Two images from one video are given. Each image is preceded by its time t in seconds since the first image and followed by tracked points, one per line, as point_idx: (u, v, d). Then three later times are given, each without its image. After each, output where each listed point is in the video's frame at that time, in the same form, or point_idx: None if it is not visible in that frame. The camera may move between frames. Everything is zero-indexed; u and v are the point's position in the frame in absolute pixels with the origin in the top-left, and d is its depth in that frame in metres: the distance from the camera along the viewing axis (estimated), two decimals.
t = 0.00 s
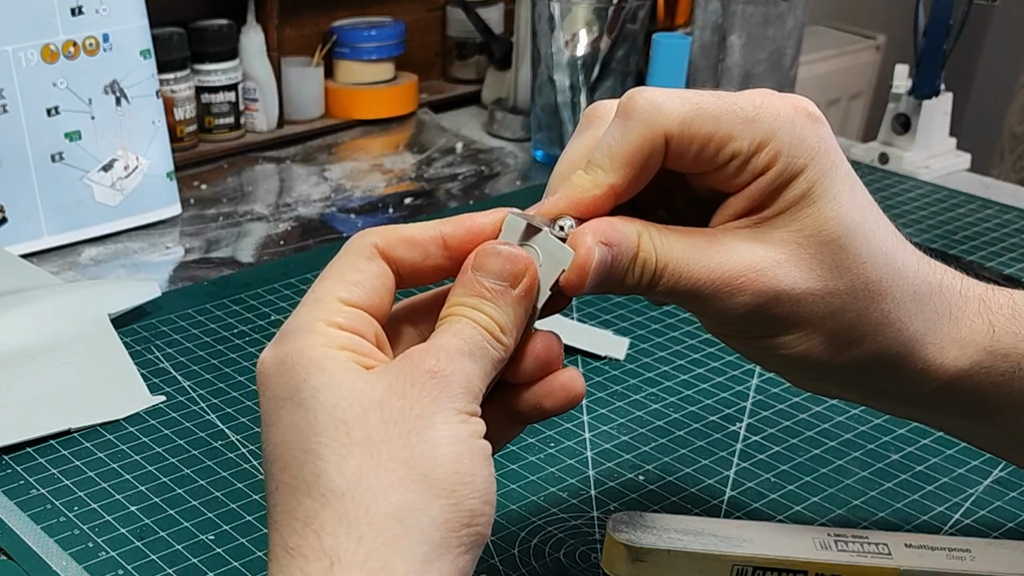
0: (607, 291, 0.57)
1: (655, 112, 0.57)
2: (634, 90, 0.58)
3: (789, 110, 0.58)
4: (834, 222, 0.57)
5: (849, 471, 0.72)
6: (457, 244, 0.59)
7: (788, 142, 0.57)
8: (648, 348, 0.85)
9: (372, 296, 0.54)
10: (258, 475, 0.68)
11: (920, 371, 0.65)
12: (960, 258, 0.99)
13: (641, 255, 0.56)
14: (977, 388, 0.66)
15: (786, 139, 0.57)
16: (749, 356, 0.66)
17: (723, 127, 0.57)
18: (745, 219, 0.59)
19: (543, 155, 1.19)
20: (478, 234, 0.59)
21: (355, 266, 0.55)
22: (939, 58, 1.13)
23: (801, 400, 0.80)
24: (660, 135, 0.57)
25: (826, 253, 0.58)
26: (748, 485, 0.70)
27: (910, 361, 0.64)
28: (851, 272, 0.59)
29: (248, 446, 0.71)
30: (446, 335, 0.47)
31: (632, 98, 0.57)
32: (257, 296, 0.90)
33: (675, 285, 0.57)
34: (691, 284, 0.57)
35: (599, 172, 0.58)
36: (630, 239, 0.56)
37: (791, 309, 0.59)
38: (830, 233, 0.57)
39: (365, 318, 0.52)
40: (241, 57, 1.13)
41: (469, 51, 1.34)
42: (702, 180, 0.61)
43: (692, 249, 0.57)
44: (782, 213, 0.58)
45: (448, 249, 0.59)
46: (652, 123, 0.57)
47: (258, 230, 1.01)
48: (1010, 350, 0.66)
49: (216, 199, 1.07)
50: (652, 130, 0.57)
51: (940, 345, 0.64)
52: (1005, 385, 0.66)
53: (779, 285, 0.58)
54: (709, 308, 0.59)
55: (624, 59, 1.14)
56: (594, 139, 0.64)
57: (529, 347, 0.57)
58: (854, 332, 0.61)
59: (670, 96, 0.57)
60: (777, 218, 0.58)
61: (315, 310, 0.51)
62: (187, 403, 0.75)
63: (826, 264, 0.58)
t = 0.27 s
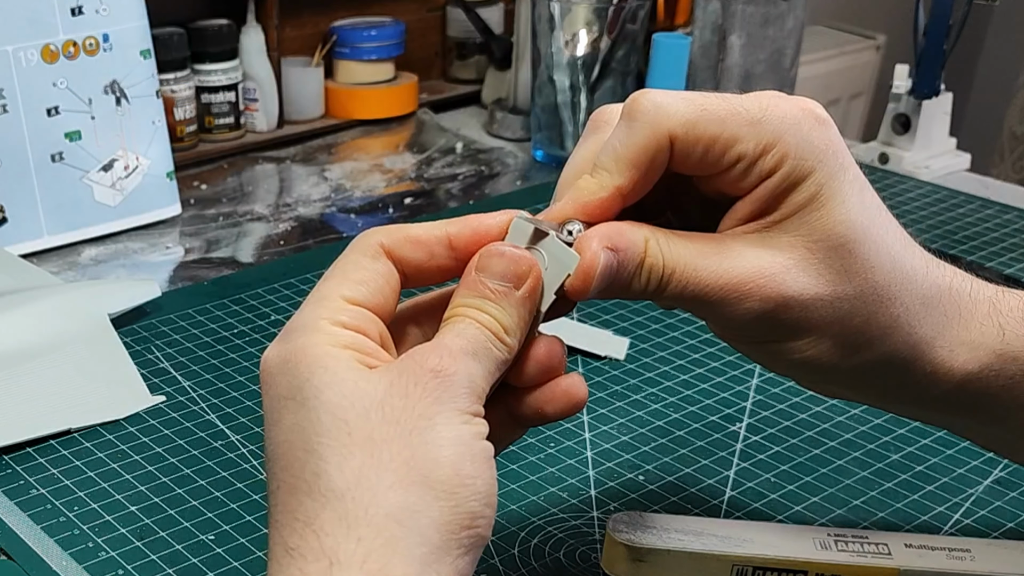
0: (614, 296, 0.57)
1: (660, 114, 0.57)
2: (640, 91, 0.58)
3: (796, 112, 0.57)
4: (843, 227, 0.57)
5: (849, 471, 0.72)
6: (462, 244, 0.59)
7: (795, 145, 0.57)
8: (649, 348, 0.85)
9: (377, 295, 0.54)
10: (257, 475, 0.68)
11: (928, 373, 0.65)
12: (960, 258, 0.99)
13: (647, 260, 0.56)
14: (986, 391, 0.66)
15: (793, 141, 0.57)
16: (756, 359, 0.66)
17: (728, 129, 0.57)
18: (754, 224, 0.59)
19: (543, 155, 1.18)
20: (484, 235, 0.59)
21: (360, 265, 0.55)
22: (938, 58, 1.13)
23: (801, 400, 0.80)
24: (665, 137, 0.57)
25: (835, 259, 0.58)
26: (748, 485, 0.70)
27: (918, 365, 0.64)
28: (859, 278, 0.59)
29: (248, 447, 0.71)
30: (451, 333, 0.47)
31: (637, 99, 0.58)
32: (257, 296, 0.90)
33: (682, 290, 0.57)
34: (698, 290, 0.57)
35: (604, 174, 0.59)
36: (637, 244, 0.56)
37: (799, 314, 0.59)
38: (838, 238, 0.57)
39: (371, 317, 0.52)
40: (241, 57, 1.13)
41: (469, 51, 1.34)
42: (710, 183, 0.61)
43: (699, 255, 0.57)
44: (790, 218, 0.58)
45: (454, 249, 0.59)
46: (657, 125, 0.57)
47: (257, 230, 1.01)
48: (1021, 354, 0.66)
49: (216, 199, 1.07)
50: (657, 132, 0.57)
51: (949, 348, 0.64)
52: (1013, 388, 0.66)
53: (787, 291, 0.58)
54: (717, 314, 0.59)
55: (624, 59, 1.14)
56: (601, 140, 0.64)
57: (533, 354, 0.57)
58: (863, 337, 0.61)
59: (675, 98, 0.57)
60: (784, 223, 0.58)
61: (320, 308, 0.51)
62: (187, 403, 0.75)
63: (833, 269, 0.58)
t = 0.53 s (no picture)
0: (615, 294, 0.57)
1: (660, 107, 0.57)
2: (640, 86, 0.59)
3: (801, 110, 0.57)
4: (847, 229, 0.57)
5: (849, 471, 0.72)
6: (467, 237, 0.59)
7: (798, 144, 0.56)
8: (648, 347, 0.85)
9: (381, 281, 0.54)
10: (257, 474, 0.68)
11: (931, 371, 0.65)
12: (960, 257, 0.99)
13: (649, 260, 0.56)
14: (991, 392, 0.67)
15: (796, 140, 0.56)
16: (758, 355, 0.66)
17: (729, 126, 0.57)
18: (757, 223, 0.59)
19: (543, 155, 1.18)
20: (489, 229, 0.60)
21: (364, 250, 0.55)
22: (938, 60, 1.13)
23: (801, 400, 0.80)
24: (665, 131, 0.57)
25: (837, 261, 0.58)
26: (748, 485, 0.70)
27: (920, 363, 0.64)
28: (861, 280, 0.59)
29: (248, 447, 0.71)
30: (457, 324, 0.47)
31: (639, 93, 0.58)
32: (257, 296, 0.90)
33: (683, 289, 0.57)
34: (699, 289, 0.57)
35: (600, 166, 0.58)
36: (639, 244, 0.56)
37: (799, 315, 0.59)
38: (841, 241, 0.57)
39: (374, 303, 0.52)
40: (241, 58, 1.13)
41: (470, 51, 1.34)
42: (713, 179, 0.61)
43: (701, 256, 0.57)
44: (792, 219, 0.57)
45: (458, 241, 0.59)
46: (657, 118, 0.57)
47: (257, 230, 1.01)
48: None
49: (216, 199, 1.07)
50: (656, 125, 0.57)
51: (953, 348, 0.64)
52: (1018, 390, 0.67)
53: (786, 292, 0.58)
54: (718, 312, 0.60)
55: (624, 60, 1.14)
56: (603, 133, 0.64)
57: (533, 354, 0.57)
58: (864, 336, 0.61)
59: (676, 93, 0.58)
60: (787, 223, 0.58)
61: (325, 292, 0.51)
62: (187, 403, 0.75)
63: (835, 271, 0.58)
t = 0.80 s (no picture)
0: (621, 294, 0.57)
1: (673, 110, 0.56)
2: (654, 86, 0.57)
3: (816, 114, 0.56)
4: (856, 234, 0.57)
5: (849, 471, 0.72)
6: (470, 240, 0.59)
7: (811, 149, 0.56)
8: (648, 347, 0.85)
9: (385, 284, 0.54)
10: (258, 474, 0.68)
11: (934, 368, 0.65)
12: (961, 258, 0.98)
13: (656, 263, 0.56)
14: (997, 388, 0.67)
15: (809, 145, 0.55)
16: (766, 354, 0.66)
17: (743, 130, 0.56)
18: (765, 225, 0.59)
19: (543, 155, 1.18)
20: (493, 233, 0.60)
21: (369, 253, 0.55)
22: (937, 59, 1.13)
23: (801, 400, 0.80)
24: (677, 135, 0.56)
25: (845, 265, 0.58)
26: (748, 485, 0.70)
27: (926, 362, 0.65)
28: (869, 284, 0.59)
29: (249, 447, 0.71)
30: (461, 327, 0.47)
31: (651, 94, 0.57)
32: (257, 296, 0.90)
33: (690, 291, 0.58)
34: (706, 292, 0.57)
35: (614, 169, 0.58)
36: (646, 246, 0.56)
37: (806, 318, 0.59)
38: (850, 245, 0.57)
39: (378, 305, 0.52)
40: (241, 58, 1.13)
41: (470, 51, 1.34)
42: (724, 179, 0.60)
43: (709, 259, 0.57)
44: (803, 222, 0.57)
45: (461, 244, 0.59)
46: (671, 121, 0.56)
47: (258, 230, 1.01)
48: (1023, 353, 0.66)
49: (216, 199, 1.07)
50: (670, 128, 0.56)
51: (959, 348, 0.64)
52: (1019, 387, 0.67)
53: (794, 296, 0.58)
54: (724, 314, 0.60)
55: (623, 60, 1.14)
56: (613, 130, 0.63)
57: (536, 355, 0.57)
58: (870, 338, 0.62)
59: (689, 94, 0.56)
60: (797, 227, 0.57)
61: (331, 296, 0.51)
62: (187, 402, 0.75)
63: (844, 275, 0.58)
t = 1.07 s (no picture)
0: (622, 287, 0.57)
1: (678, 98, 0.57)
2: (662, 76, 0.58)
3: (823, 108, 0.56)
4: (863, 232, 0.57)
5: (849, 471, 0.72)
6: (462, 228, 0.59)
7: (817, 143, 0.56)
8: (648, 347, 0.85)
9: (378, 277, 0.54)
10: (257, 474, 0.68)
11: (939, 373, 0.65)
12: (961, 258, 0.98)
13: (657, 255, 0.56)
14: (998, 397, 0.67)
15: (815, 139, 0.56)
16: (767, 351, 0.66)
17: (748, 121, 0.56)
18: (770, 221, 0.58)
19: (543, 155, 1.18)
20: (486, 221, 0.59)
21: (361, 246, 0.55)
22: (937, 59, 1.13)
23: (801, 400, 0.80)
24: (682, 123, 0.57)
25: (849, 263, 0.57)
26: (748, 485, 0.70)
27: (929, 366, 0.64)
28: (873, 284, 0.59)
29: (249, 446, 0.71)
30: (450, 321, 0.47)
31: (658, 83, 0.58)
32: (257, 296, 0.90)
33: (690, 285, 0.57)
34: (707, 285, 0.57)
35: (619, 158, 0.59)
36: (649, 238, 0.56)
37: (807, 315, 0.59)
38: (854, 241, 0.57)
39: (372, 297, 0.52)
40: (241, 58, 1.13)
41: (469, 52, 1.34)
42: (730, 173, 0.60)
43: (711, 252, 0.57)
44: (808, 218, 0.57)
45: (454, 233, 0.59)
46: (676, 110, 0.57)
47: (258, 230, 1.01)
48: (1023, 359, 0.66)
49: (216, 199, 1.07)
50: (674, 116, 0.57)
51: (962, 354, 0.64)
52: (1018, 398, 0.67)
53: (795, 292, 0.58)
54: (725, 308, 0.59)
55: (624, 59, 1.15)
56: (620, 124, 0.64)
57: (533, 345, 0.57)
58: (871, 339, 0.61)
59: (695, 83, 0.57)
60: (801, 223, 0.57)
61: (323, 292, 0.51)
62: (187, 402, 0.75)
63: (848, 274, 0.58)
